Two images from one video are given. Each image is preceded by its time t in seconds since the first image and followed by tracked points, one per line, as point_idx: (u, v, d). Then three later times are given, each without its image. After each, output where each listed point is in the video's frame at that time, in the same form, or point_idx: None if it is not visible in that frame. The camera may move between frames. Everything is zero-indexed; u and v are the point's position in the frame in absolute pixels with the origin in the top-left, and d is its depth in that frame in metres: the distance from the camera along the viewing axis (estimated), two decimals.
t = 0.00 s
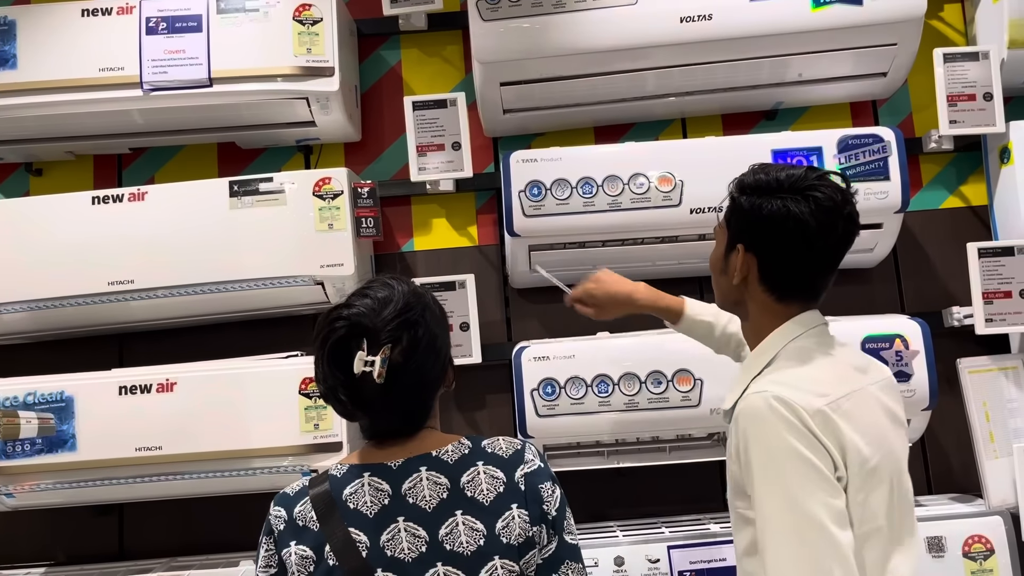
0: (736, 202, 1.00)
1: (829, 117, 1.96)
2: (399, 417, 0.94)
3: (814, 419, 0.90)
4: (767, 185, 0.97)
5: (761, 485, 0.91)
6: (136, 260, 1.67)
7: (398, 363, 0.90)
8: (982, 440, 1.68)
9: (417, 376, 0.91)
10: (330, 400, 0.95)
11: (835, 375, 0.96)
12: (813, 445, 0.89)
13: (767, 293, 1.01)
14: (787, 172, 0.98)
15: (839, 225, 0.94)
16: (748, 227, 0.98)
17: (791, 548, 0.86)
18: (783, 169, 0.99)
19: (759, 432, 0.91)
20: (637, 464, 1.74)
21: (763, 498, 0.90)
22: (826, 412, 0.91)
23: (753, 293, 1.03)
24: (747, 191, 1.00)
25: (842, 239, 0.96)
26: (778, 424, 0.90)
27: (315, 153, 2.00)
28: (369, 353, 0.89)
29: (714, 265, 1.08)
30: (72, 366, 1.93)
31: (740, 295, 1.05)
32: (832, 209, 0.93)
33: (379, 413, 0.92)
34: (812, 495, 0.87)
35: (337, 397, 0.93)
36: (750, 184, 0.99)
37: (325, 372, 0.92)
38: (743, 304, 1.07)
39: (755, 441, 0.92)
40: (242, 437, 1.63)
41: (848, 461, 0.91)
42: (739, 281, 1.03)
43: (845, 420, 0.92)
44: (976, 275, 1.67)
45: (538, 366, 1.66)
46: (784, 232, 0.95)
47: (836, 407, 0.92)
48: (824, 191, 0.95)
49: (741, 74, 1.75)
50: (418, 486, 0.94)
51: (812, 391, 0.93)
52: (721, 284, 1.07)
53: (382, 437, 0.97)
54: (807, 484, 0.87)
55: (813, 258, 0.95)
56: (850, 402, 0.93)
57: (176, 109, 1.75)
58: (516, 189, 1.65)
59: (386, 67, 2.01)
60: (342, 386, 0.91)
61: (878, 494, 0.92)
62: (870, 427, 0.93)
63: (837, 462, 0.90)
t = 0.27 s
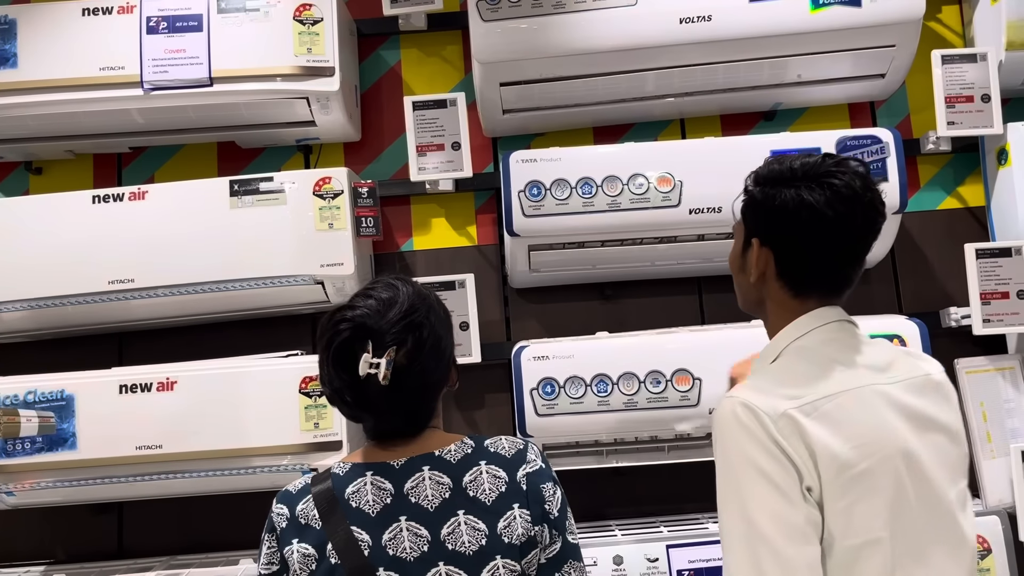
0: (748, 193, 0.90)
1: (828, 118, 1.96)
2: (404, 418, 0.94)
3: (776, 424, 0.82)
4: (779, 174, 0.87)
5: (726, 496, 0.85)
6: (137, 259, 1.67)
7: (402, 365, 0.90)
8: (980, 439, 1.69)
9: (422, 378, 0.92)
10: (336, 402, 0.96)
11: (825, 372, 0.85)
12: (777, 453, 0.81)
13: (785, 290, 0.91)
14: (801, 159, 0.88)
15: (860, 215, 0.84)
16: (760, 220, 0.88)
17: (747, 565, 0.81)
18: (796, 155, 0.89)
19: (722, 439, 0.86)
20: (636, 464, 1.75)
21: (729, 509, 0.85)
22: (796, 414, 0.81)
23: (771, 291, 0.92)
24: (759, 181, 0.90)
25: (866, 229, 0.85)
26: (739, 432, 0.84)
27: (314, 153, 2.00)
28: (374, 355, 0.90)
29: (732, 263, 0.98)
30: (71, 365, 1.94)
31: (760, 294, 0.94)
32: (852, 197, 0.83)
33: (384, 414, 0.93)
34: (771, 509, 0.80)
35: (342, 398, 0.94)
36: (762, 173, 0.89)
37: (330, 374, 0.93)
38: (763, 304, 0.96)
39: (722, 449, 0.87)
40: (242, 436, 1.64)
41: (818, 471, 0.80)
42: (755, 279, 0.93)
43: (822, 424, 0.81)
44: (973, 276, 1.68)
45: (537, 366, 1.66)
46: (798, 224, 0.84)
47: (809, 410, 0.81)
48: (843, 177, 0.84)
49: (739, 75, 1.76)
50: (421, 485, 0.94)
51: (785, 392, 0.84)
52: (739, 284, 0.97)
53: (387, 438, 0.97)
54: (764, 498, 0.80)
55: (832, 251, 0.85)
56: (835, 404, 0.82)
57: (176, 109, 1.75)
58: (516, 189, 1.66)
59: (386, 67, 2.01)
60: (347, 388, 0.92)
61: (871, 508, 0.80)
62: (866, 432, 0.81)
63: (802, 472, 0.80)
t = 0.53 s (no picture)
0: (770, 182, 0.89)
1: (828, 119, 1.97)
2: (407, 418, 0.94)
3: (782, 429, 0.80)
4: (799, 160, 0.86)
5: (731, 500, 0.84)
6: (137, 258, 1.67)
7: (406, 365, 0.90)
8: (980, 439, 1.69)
9: (426, 378, 0.92)
10: (339, 401, 0.95)
11: (838, 371, 0.83)
12: (782, 459, 0.80)
13: (808, 280, 0.90)
14: (822, 144, 0.87)
15: (886, 197, 0.83)
16: (782, 209, 0.87)
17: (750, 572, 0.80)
18: (817, 140, 0.88)
19: (729, 442, 0.85)
20: (636, 463, 1.75)
21: (733, 513, 0.84)
22: (802, 418, 0.80)
23: (794, 282, 0.91)
24: (780, 169, 0.89)
25: (893, 214, 0.83)
26: (745, 436, 0.82)
27: (315, 152, 2.00)
28: (378, 355, 0.89)
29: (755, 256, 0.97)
30: (71, 364, 1.93)
31: (783, 286, 0.93)
32: (877, 179, 0.82)
33: (388, 414, 0.93)
34: (775, 516, 0.79)
35: (346, 398, 0.93)
36: (783, 160, 0.88)
37: (334, 374, 0.93)
38: (786, 298, 0.95)
39: (728, 451, 0.86)
40: (243, 435, 1.63)
41: (824, 476, 0.79)
42: (778, 270, 0.92)
43: (830, 427, 0.80)
44: (973, 276, 1.68)
45: (538, 366, 1.66)
46: (820, 212, 0.83)
47: (817, 413, 0.80)
48: (866, 161, 0.83)
49: (740, 75, 1.76)
50: (424, 484, 0.94)
51: (793, 393, 0.82)
52: (764, 275, 0.96)
53: (390, 438, 0.97)
54: (769, 505, 0.79)
55: (858, 235, 0.84)
56: (846, 406, 0.80)
57: (176, 108, 1.75)
58: (517, 189, 1.66)
59: (386, 66, 2.01)
60: (351, 388, 0.92)
61: (883, 511, 0.79)
62: (878, 433, 0.79)
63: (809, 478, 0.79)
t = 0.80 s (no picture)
0: (806, 174, 0.90)
1: (826, 119, 1.97)
2: (406, 417, 0.94)
3: (812, 429, 0.79)
4: (832, 149, 0.87)
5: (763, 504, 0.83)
6: (134, 257, 1.67)
7: (405, 365, 0.90)
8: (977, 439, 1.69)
9: (424, 378, 0.92)
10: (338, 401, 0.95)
11: (876, 370, 0.81)
12: (813, 460, 0.79)
13: (847, 270, 0.88)
14: (856, 133, 0.87)
15: (922, 181, 0.81)
16: (814, 198, 0.87)
17: None
18: (852, 130, 0.88)
19: (762, 445, 0.84)
20: (634, 463, 1.75)
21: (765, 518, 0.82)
22: (834, 419, 0.79)
23: (835, 273, 0.90)
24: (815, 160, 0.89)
25: (928, 199, 0.81)
26: (775, 437, 0.82)
27: (312, 151, 1.99)
28: (376, 355, 0.89)
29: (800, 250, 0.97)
30: (67, 364, 1.93)
31: (826, 278, 0.92)
32: (909, 163, 0.80)
33: (386, 414, 0.93)
34: (805, 519, 0.77)
35: (344, 398, 0.93)
36: (818, 150, 0.89)
37: (332, 374, 0.92)
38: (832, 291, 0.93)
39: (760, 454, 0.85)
40: (240, 435, 1.63)
41: (856, 477, 0.78)
42: (818, 261, 0.91)
43: (863, 428, 0.78)
44: (971, 276, 1.69)
45: (536, 365, 1.66)
46: (848, 198, 0.83)
47: (848, 414, 0.79)
48: (896, 145, 0.82)
49: (738, 75, 1.76)
50: (422, 484, 0.94)
51: (828, 393, 0.81)
52: (809, 272, 0.95)
53: (389, 439, 0.97)
54: (799, 508, 0.78)
55: (892, 222, 0.82)
56: (881, 406, 0.79)
57: (173, 107, 1.75)
58: (514, 188, 1.65)
59: (383, 65, 2.01)
60: (349, 388, 0.92)
61: (918, 515, 0.76)
62: (915, 434, 0.77)
63: (839, 479, 0.78)
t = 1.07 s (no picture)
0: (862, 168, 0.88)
1: (821, 120, 1.97)
2: (401, 419, 0.94)
3: (849, 422, 0.74)
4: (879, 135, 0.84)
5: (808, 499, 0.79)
6: (129, 258, 1.67)
7: (400, 366, 0.90)
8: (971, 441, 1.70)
9: (419, 379, 0.92)
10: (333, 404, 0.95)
11: (930, 360, 0.74)
12: (852, 453, 0.73)
13: (910, 257, 0.82)
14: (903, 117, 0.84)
15: (966, 151, 0.75)
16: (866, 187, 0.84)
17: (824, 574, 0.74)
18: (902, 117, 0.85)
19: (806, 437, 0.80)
20: (629, 464, 1.75)
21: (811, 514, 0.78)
22: (876, 411, 0.73)
23: (900, 262, 0.84)
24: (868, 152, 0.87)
25: (976, 171, 0.75)
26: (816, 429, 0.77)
27: (308, 152, 1.99)
28: (371, 356, 0.89)
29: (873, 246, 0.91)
30: (63, 364, 1.93)
31: (897, 270, 0.86)
32: (946, 136, 0.76)
33: (382, 415, 0.93)
34: (843, 512, 0.73)
35: (339, 400, 0.93)
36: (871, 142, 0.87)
37: (327, 376, 0.92)
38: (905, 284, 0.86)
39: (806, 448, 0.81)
40: (236, 435, 1.63)
41: (897, 471, 0.72)
42: (885, 252, 0.86)
43: (908, 419, 0.72)
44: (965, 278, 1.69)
45: (531, 367, 1.66)
46: (889, 179, 0.80)
47: (891, 406, 0.73)
48: (937, 122, 0.78)
49: (733, 77, 1.76)
50: (416, 486, 0.94)
51: (873, 383, 0.75)
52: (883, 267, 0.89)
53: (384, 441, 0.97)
54: (835, 501, 0.73)
55: (936, 198, 0.76)
56: (930, 397, 0.72)
57: (168, 108, 1.75)
58: (510, 190, 1.66)
59: (380, 67, 2.01)
60: (344, 390, 0.92)
61: (965, 513, 0.69)
62: (967, 427, 0.71)
63: (877, 474, 0.72)
